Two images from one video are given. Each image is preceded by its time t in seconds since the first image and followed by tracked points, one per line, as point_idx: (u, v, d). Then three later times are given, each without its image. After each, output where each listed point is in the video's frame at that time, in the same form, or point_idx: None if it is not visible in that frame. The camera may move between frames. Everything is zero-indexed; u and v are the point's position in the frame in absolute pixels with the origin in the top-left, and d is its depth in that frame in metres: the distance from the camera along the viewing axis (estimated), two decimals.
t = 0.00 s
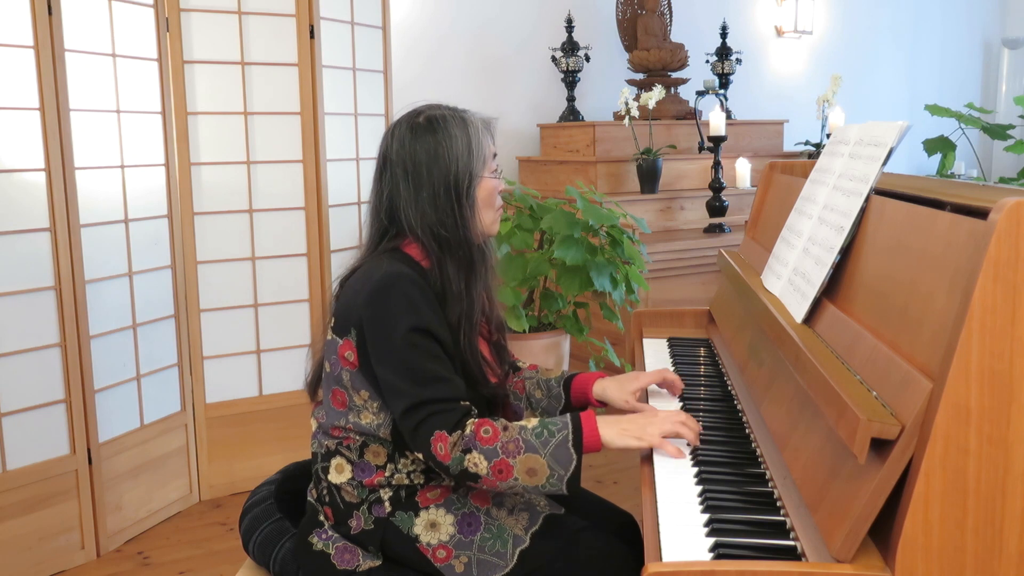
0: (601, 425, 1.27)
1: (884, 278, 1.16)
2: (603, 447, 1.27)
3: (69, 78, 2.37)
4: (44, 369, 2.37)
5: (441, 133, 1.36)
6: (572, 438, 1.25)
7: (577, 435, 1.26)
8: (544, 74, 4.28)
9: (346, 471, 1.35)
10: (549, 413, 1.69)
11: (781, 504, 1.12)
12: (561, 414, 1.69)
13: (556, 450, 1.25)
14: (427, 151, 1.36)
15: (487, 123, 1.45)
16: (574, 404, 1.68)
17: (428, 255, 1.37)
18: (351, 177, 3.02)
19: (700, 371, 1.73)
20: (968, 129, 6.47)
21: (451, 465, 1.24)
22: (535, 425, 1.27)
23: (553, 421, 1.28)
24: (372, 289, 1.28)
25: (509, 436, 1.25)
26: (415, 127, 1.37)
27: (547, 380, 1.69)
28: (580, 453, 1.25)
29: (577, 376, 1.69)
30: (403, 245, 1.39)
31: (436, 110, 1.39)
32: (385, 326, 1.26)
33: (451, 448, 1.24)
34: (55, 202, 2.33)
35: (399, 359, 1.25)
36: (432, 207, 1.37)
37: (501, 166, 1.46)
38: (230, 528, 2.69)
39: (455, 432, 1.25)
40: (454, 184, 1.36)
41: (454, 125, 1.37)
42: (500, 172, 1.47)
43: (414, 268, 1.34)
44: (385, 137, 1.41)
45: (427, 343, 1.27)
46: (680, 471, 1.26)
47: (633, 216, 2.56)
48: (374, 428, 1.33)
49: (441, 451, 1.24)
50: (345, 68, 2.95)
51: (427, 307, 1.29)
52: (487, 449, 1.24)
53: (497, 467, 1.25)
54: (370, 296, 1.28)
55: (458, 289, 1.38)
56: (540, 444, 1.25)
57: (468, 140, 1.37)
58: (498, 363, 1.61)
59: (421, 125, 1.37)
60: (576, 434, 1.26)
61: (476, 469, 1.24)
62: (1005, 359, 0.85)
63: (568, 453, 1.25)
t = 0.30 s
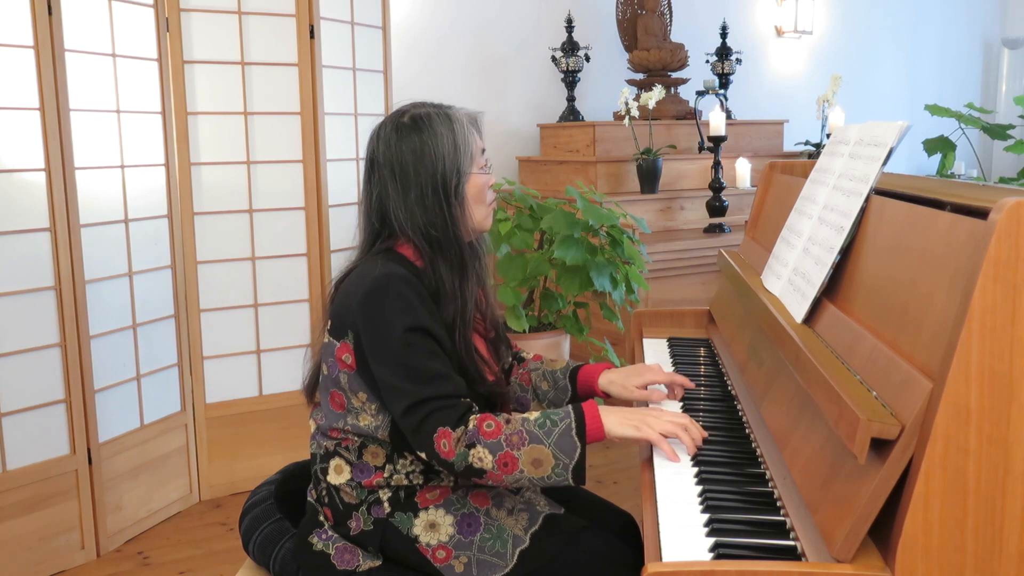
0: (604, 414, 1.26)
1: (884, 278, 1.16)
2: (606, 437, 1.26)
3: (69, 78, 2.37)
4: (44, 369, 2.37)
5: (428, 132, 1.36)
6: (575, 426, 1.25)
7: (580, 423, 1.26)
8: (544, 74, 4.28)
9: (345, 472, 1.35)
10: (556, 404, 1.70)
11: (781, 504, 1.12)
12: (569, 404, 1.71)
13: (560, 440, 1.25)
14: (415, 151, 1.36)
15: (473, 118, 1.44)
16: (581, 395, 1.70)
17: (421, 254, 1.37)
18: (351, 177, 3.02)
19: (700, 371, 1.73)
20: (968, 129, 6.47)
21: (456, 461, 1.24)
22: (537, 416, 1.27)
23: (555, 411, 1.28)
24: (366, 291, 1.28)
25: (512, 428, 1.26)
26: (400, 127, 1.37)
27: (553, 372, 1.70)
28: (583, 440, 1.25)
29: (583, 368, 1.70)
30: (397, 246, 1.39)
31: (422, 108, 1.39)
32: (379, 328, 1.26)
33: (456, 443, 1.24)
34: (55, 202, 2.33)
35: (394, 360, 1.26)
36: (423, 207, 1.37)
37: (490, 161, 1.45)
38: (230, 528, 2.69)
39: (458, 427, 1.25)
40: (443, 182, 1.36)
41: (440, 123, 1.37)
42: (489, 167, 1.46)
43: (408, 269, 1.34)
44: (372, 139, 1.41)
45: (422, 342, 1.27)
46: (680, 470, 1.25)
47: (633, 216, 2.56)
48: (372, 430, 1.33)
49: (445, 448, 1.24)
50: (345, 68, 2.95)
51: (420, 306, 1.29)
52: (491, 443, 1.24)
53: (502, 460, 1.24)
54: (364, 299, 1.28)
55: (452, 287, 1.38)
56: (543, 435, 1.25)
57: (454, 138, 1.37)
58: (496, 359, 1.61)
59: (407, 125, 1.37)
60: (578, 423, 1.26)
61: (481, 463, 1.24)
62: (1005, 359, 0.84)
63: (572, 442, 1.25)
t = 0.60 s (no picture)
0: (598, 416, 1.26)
1: (884, 278, 1.16)
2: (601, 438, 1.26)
3: (69, 78, 2.37)
4: (44, 369, 2.37)
5: (426, 133, 1.36)
6: (570, 427, 1.25)
7: (574, 424, 1.25)
8: (544, 74, 4.28)
9: (344, 472, 1.35)
10: (560, 404, 1.70)
11: (781, 504, 1.12)
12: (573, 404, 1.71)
13: (555, 441, 1.24)
14: (414, 152, 1.36)
15: (471, 119, 1.45)
16: (585, 395, 1.69)
17: (419, 255, 1.38)
18: (351, 177, 3.02)
19: (700, 371, 1.73)
20: (968, 129, 6.47)
21: (450, 462, 1.24)
22: (533, 418, 1.27)
23: (550, 412, 1.27)
24: (364, 292, 1.28)
25: (507, 430, 1.25)
26: (399, 127, 1.37)
27: (558, 372, 1.71)
28: (578, 442, 1.24)
29: (587, 368, 1.69)
30: (395, 247, 1.39)
31: (420, 109, 1.39)
32: (377, 328, 1.27)
33: (450, 446, 1.24)
34: (55, 202, 2.33)
35: (392, 361, 1.26)
36: (422, 207, 1.37)
37: (489, 162, 1.45)
38: (230, 528, 2.69)
39: (454, 429, 1.25)
40: (441, 183, 1.36)
41: (439, 123, 1.37)
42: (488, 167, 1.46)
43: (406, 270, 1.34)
44: (371, 140, 1.41)
45: (420, 343, 1.27)
46: (680, 470, 1.25)
47: (633, 216, 2.56)
48: (371, 430, 1.33)
49: (440, 449, 1.24)
50: (344, 68, 2.95)
51: (418, 307, 1.30)
52: (486, 445, 1.24)
53: (497, 462, 1.24)
54: (363, 299, 1.28)
55: (450, 288, 1.38)
56: (538, 436, 1.25)
57: (453, 139, 1.37)
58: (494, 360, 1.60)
59: (406, 125, 1.37)
60: (573, 424, 1.25)
61: (477, 464, 1.24)
62: (1005, 359, 0.85)
63: (566, 442, 1.24)
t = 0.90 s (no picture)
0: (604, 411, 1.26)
1: (884, 278, 1.16)
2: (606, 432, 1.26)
3: (69, 78, 2.37)
4: (44, 369, 2.37)
5: (428, 132, 1.36)
6: (576, 422, 1.25)
7: (581, 419, 1.26)
8: (544, 74, 4.28)
9: (343, 472, 1.35)
10: (559, 401, 1.70)
11: (781, 504, 1.12)
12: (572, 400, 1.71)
13: (561, 436, 1.25)
14: (416, 152, 1.36)
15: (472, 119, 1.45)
16: (584, 392, 1.70)
17: (421, 254, 1.38)
18: (351, 177, 3.02)
19: (700, 371, 1.73)
20: (968, 129, 6.47)
21: (456, 459, 1.24)
22: (538, 413, 1.27)
23: (556, 407, 1.28)
24: (365, 291, 1.28)
25: (513, 425, 1.25)
26: (401, 127, 1.37)
27: (555, 368, 1.70)
28: (584, 436, 1.25)
29: (585, 366, 1.70)
30: (396, 247, 1.39)
31: (422, 109, 1.39)
32: (378, 327, 1.27)
33: (456, 442, 1.23)
34: (55, 202, 2.33)
35: (393, 359, 1.26)
36: (423, 207, 1.37)
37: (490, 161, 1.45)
38: (230, 528, 2.69)
39: (459, 425, 1.24)
40: (443, 183, 1.36)
41: (441, 123, 1.37)
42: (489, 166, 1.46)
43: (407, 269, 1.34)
44: (372, 140, 1.41)
45: (421, 342, 1.27)
46: (680, 470, 1.26)
47: (633, 216, 2.56)
48: (371, 430, 1.33)
49: (446, 446, 1.23)
50: (345, 68, 2.95)
51: (420, 306, 1.30)
52: (492, 440, 1.24)
53: (503, 457, 1.24)
54: (363, 299, 1.28)
55: (450, 288, 1.38)
56: (544, 431, 1.25)
57: (455, 139, 1.37)
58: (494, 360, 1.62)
59: (408, 125, 1.37)
60: (579, 419, 1.26)
61: (483, 460, 1.23)
62: (1005, 359, 0.85)
63: (573, 437, 1.25)
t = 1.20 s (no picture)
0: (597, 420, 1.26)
1: (884, 278, 1.16)
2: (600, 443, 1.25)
3: (69, 78, 2.37)
4: (45, 369, 2.37)
5: (440, 134, 1.36)
6: (569, 431, 1.25)
7: (574, 428, 1.25)
8: (544, 74, 4.28)
9: (344, 471, 1.35)
10: (564, 390, 1.70)
11: (781, 504, 1.12)
12: (576, 391, 1.71)
13: (554, 444, 1.24)
14: (428, 152, 1.36)
15: (487, 123, 1.45)
16: (589, 382, 1.70)
17: (426, 255, 1.38)
18: (351, 177, 3.02)
19: (700, 371, 1.73)
20: (968, 129, 6.47)
21: (449, 461, 1.24)
22: (532, 419, 1.26)
23: (550, 415, 1.27)
24: (369, 289, 1.28)
25: (507, 431, 1.25)
26: (414, 127, 1.37)
27: (560, 358, 1.71)
28: (576, 446, 1.24)
29: (590, 354, 1.71)
30: (401, 246, 1.40)
31: (437, 110, 1.39)
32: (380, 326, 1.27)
33: (449, 444, 1.24)
34: (55, 202, 2.33)
35: (394, 358, 1.25)
36: (431, 208, 1.37)
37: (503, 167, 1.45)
38: (230, 528, 2.69)
39: (452, 428, 1.24)
40: (453, 185, 1.36)
41: (454, 126, 1.37)
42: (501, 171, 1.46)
43: (411, 269, 1.34)
44: (386, 138, 1.41)
45: (424, 342, 1.27)
46: (680, 470, 1.26)
47: (633, 216, 2.56)
48: (371, 429, 1.33)
49: (438, 447, 1.24)
50: (345, 68, 2.95)
51: (423, 306, 1.30)
52: (485, 444, 1.24)
53: (495, 463, 1.24)
54: (366, 298, 1.28)
55: (453, 290, 1.38)
56: (538, 438, 1.24)
57: (468, 142, 1.36)
58: (495, 357, 1.61)
59: (422, 126, 1.37)
60: (573, 427, 1.25)
61: (474, 465, 1.24)
62: (1005, 359, 0.85)
63: (565, 446, 1.24)
